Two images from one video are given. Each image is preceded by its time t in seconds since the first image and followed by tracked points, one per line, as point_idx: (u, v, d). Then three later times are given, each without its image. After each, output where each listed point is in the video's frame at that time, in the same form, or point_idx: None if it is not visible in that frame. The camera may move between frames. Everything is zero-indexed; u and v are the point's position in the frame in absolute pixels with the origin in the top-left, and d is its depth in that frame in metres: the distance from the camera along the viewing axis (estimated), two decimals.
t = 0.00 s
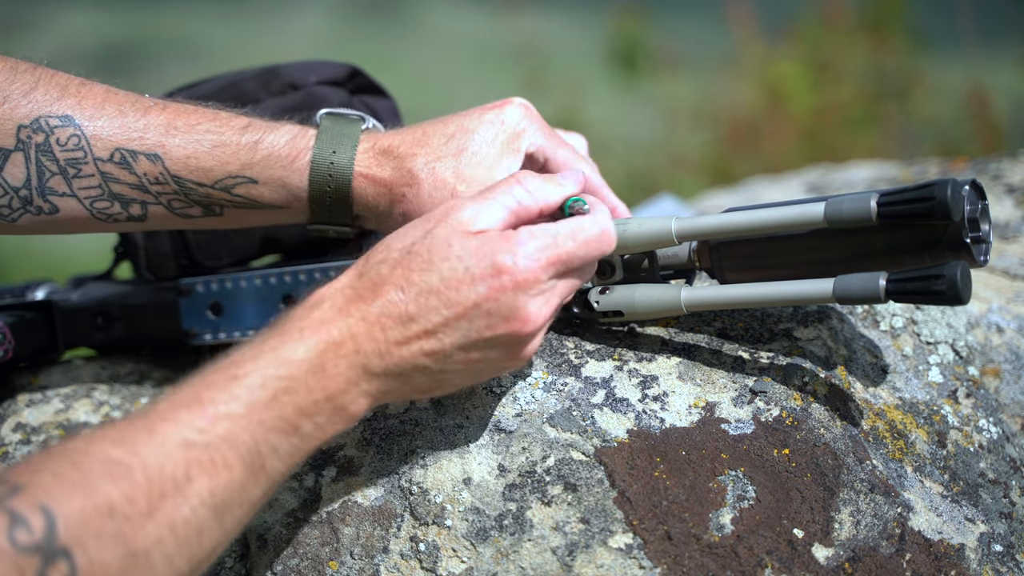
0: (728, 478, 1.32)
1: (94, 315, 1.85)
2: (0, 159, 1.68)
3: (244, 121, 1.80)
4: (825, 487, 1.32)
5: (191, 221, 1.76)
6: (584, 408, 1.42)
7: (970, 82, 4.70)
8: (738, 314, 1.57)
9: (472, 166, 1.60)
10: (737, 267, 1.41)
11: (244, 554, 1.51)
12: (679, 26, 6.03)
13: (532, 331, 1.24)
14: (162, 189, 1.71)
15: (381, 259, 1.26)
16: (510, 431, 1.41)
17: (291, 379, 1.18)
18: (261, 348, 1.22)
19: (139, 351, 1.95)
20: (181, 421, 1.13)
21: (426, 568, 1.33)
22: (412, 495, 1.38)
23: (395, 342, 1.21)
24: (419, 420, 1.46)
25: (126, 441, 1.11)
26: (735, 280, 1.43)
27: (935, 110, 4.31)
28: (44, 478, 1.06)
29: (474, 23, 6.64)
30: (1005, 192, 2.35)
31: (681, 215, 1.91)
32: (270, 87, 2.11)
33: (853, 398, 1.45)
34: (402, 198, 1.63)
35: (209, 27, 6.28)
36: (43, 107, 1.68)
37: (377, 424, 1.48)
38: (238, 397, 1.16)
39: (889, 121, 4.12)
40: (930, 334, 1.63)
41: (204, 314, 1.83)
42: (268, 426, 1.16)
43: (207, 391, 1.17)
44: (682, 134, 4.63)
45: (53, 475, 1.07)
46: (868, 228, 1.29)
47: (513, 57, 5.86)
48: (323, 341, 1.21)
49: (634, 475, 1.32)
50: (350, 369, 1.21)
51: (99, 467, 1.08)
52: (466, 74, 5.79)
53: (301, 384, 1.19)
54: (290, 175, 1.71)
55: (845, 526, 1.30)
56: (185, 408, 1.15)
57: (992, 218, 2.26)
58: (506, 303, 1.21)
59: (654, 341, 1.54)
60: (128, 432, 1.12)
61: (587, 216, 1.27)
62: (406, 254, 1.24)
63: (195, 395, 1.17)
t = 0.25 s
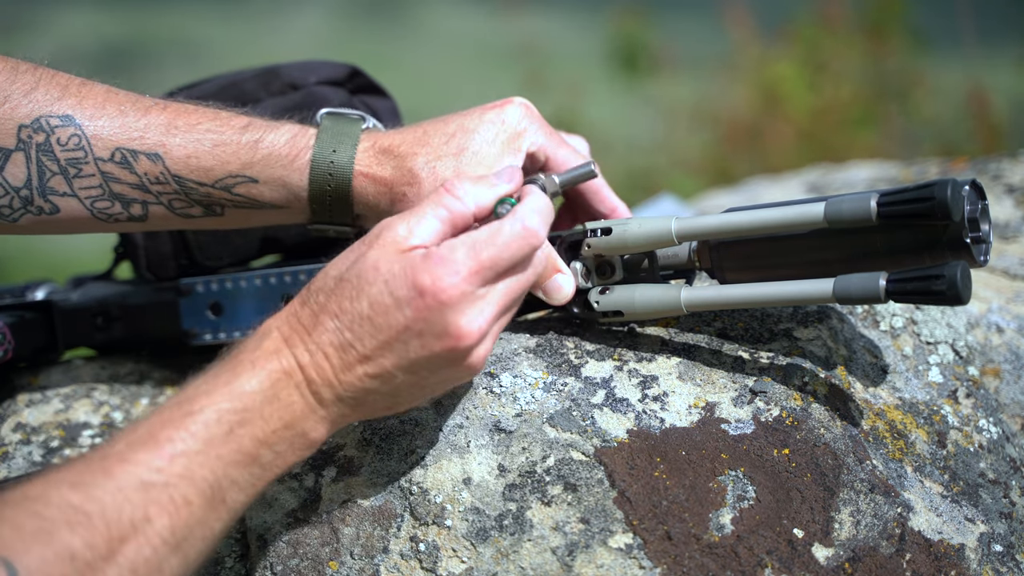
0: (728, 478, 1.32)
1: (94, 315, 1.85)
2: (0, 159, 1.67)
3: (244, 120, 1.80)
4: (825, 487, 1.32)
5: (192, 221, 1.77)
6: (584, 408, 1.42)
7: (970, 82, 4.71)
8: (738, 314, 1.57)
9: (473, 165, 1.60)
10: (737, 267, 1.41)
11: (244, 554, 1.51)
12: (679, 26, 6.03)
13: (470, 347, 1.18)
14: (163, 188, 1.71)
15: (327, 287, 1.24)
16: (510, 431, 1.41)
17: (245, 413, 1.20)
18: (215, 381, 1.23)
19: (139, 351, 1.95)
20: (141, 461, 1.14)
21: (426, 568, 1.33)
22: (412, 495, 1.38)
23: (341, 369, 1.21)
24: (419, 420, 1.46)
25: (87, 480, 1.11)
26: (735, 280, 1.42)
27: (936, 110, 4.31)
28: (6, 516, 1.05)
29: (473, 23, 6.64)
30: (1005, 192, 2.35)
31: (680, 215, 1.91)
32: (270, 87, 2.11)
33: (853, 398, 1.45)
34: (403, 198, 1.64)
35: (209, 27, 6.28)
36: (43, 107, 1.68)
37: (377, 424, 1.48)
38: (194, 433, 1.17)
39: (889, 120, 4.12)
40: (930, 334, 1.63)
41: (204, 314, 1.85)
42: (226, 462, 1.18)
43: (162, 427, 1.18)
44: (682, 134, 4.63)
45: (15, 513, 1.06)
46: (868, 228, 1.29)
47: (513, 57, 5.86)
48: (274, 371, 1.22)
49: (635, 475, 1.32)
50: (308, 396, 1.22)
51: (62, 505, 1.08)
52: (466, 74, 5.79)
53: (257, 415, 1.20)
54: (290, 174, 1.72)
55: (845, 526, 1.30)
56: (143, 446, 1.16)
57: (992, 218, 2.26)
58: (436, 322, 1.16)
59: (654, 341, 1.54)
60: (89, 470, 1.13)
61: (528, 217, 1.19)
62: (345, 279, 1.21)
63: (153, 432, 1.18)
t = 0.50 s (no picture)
0: (728, 478, 1.32)
1: (94, 315, 1.84)
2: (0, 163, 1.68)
3: (243, 125, 1.80)
4: (825, 487, 1.32)
5: (190, 226, 1.77)
6: (584, 408, 1.42)
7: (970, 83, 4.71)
8: (738, 314, 1.57)
9: (470, 167, 1.61)
10: (737, 267, 1.41)
11: (243, 554, 1.51)
12: (679, 26, 6.03)
13: (508, 318, 1.15)
14: (161, 193, 1.72)
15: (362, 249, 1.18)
16: (510, 431, 1.41)
17: (272, 381, 1.15)
18: (246, 344, 1.18)
19: (139, 351, 1.95)
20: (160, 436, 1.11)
21: (426, 568, 1.33)
22: (412, 495, 1.38)
23: (372, 334, 1.16)
24: (418, 419, 1.47)
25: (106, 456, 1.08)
26: (735, 281, 1.43)
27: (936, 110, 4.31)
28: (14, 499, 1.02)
29: (473, 23, 6.64)
30: (1005, 192, 2.35)
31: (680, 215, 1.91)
32: (270, 87, 2.11)
33: (853, 398, 1.45)
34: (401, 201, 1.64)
35: (209, 27, 6.28)
36: (42, 111, 1.69)
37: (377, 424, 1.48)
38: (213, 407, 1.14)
39: (889, 121, 4.12)
40: (930, 334, 1.63)
41: (204, 314, 1.86)
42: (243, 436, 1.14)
43: (177, 399, 1.14)
44: (682, 134, 4.63)
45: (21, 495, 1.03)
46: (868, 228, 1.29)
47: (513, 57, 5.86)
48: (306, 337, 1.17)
49: (634, 475, 1.32)
50: (341, 361, 1.17)
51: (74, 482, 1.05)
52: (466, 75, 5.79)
53: (285, 385, 1.16)
54: (289, 178, 1.71)
55: (845, 525, 1.30)
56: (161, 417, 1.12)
57: (992, 218, 2.26)
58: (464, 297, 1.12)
59: (654, 341, 1.54)
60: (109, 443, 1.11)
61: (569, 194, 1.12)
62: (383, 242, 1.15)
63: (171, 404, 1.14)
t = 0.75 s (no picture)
0: (728, 478, 1.32)
1: (94, 315, 1.85)
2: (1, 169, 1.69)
3: (243, 131, 1.79)
4: (825, 487, 1.32)
5: (192, 233, 1.76)
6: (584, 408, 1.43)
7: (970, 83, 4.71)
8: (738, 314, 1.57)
9: (468, 170, 1.56)
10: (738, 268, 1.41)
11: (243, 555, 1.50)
12: (680, 26, 6.02)
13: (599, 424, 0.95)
14: (162, 199, 1.72)
15: (459, 309, 0.88)
16: (510, 432, 1.41)
17: (331, 409, 0.91)
18: (287, 374, 0.92)
19: (139, 351, 1.96)
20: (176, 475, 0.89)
21: (426, 568, 1.32)
22: (412, 495, 1.38)
23: (454, 378, 0.94)
24: (418, 421, 1.48)
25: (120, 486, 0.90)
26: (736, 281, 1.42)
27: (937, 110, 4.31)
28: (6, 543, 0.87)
29: (473, 23, 6.64)
30: (1005, 192, 2.35)
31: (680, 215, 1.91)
32: (270, 87, 2.11)
33: (853, 398, 1.45)
34: (400, 206, 1.61)
35: (209, 27, 6.28)
36: (43, 117, 1.70)
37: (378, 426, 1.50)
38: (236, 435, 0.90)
39: (889, 121, 4.12)
40: (930, 334, 1.63)
41: (204, 314, 1.85)
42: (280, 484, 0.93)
43: (205, 423, 0.92)
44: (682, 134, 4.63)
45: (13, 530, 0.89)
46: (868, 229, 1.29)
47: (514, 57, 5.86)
48: (342, 396, 0.91)
49: (634, 475, 1.32)
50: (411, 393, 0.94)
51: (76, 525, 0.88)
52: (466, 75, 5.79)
53: (343, 423, 0.92)
54: (289, 184, 1.71)
55: (845, 525, 1.30)
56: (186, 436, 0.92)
57: (992, 218, 2.26)
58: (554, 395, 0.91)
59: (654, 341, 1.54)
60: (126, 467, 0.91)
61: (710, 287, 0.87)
62: (469, 314, 0.88)
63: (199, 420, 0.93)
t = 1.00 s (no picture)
0: (728, 478, 1.32)
1: (94, 315, 1.86)
2: None
3: (242, 137, 1.79)
4: (825, 487, 1.32)
5: (189, 240, 1.77)
6: (584, 407, 1.43)
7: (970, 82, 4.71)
8: (738, 314, 1.57)
9: (464, 173, 1.57)
10: (738, 268, 1.40)
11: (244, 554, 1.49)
12: (680, 26, 6.02)
13: None
14: (161, 205, 1.72)
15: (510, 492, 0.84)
16: (510, 431, 1.42)
17: None
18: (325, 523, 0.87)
19: (139, 352, 1.96)
20: None
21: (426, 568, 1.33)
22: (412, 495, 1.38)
23: None
24: (419, 420, 1.46)
25: None
26: (736, 281, 1.42)
27: (937, 109, 4.31)
28: None
29: (473, 23, 6.63)
30: (1005, 192, 2.36)
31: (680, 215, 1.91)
32: (270, 87, 2.10)
33: (853, 398, 1.45)
34: (397, 210, 1.60)
35: (209, 28, 6.28)
36: (42, 124, 1.68)
37: (377, 424, 1.47)
38: None
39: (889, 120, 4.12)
40: (930, 334, 1.63)
41: (204, 314, 1.84)
42: None
43: (223, 561, 0.85)
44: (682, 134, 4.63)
45: None
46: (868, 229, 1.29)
47: (513, 57, 5.86)
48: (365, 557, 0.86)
49: (634, 474, 1.33)
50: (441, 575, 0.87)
51: None
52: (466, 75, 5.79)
53: None
54: (287, 191, 1.70)
55: (845, 525, 1.30)
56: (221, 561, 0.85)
57: (992, 218, 2.27)
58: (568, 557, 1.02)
59: (654, 341, 1.54)
60: None
61: (719, 563, 0.92)
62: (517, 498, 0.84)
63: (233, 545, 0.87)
